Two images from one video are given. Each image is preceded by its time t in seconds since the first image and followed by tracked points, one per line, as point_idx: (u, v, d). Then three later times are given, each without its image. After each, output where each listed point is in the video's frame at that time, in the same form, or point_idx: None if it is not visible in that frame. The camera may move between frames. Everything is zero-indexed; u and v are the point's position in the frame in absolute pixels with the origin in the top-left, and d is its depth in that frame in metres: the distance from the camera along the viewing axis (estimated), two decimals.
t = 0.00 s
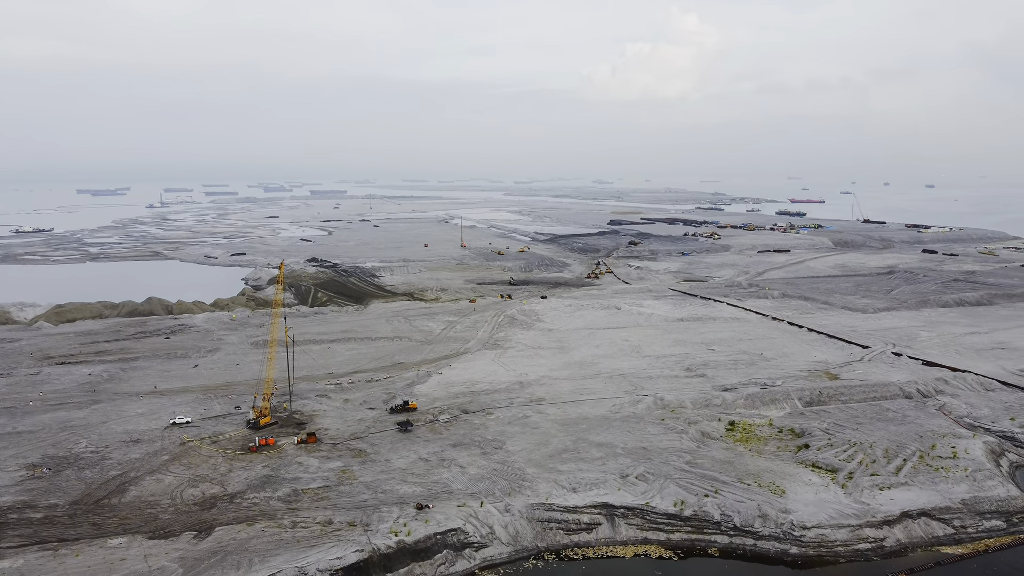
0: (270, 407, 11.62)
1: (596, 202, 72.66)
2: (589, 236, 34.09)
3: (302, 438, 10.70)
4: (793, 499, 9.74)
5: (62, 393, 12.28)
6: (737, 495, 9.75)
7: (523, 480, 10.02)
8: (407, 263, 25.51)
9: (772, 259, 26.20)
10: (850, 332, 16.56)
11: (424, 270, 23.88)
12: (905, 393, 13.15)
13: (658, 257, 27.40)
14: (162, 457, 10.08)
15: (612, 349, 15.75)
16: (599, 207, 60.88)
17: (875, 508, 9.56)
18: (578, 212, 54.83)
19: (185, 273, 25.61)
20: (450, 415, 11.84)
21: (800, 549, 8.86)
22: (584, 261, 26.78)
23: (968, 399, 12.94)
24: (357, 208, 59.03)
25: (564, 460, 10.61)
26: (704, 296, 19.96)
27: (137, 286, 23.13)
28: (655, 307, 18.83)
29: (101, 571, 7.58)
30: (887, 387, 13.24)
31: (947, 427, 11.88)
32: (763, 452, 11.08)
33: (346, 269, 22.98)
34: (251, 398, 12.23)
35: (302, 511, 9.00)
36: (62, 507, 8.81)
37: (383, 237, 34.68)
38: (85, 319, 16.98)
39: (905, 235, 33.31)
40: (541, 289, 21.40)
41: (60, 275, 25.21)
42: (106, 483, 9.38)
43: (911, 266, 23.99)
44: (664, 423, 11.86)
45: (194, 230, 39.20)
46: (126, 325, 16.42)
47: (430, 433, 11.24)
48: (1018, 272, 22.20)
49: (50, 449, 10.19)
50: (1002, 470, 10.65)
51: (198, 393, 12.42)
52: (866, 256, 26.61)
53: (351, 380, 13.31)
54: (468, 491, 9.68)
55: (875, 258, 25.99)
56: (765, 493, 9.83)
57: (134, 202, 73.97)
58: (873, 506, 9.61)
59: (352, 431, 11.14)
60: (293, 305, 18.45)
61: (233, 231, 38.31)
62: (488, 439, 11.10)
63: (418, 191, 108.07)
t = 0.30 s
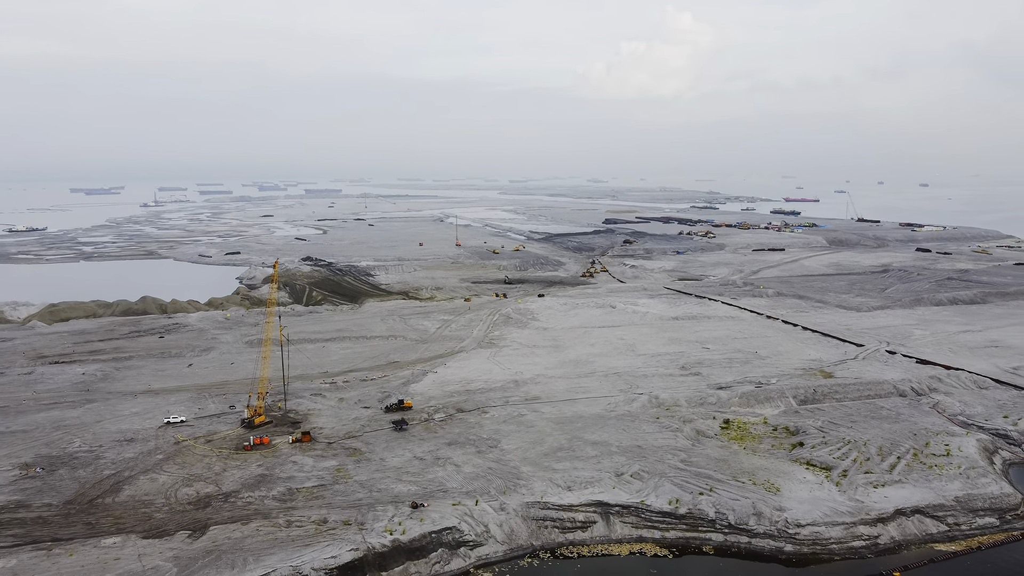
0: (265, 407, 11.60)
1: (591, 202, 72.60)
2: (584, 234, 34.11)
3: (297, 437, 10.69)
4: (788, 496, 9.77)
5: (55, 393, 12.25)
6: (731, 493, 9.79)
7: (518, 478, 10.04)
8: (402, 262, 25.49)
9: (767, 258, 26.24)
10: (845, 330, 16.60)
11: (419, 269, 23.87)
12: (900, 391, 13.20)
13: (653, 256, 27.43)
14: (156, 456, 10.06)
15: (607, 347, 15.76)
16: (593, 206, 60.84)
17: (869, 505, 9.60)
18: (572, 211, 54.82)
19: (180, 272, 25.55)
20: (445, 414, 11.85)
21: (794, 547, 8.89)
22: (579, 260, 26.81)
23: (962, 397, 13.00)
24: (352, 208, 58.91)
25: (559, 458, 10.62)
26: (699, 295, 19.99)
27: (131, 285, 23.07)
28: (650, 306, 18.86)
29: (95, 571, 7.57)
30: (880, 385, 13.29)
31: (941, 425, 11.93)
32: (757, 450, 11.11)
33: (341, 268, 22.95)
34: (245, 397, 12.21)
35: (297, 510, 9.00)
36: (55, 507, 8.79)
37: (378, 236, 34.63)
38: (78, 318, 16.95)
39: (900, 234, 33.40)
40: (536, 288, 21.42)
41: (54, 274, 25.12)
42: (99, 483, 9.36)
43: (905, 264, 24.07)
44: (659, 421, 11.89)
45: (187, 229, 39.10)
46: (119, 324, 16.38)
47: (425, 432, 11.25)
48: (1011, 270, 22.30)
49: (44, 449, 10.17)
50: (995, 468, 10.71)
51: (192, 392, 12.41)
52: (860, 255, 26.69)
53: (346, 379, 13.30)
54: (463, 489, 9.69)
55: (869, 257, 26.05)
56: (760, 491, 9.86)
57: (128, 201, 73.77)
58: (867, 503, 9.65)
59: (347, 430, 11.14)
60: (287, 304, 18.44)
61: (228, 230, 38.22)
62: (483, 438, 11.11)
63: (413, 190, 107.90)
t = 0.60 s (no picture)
0: (253, 407, 11.57)
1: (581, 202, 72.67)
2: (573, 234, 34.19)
3: (285, 437, 10.67)
4: (776, 494, 9.84)
5: (41, 394, 12.17)
6: (720, 491, 9.84)
7: (508, 477, 10.06)
8: (391, 261, 25.47)
9: (755, 257, 26.38)
10: (832, 329, 16.72)
11: (408, 269, 23.86)
12: (887, 389, 13.30)
13: (641, 255, 27.53)
14: (143, 458, 10.02)
15: (596, 347, 15.80)
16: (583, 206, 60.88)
17: (857, 503, 9.68)
18: (562, 211, 54.95)
19: (167, 272, 25.42)
20: (434, 414, 11.85)
21: (782, 544, 8.95)
22: (568, 260, 26.86)
23: (948, 395, 13.13)
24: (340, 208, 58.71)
25: (548, 457, 10.65)
26: (688, 294, 20.07)
27: (118, 286, 22.93)
28: (639, 305, 18.92)
29: (81, 573, 7.54)
30: (867, 383, 13.39)
31: (927, 423, 12.04)
32: (746, 448, 11.18)
33: (330, 268, 22.90)
34: (233, 397, 12.18)
35: (286, 510, 8.99)
36: (41, 509, 8.74)
37: (367, 236, 34.57)
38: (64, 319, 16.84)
39: (886, 233, 33.66)
40: (525, 288, 21.45)
41: (39, 275, 24.92)
42: (86, 484, 9.31)
43: (891, 263, 24.27)
44: (648, 420, 11.94)
45: (175, 230, 38.90)
46: (106, 325, 16.28)
47: (414, 432, 11.24)
48: (995, 269, 22.52)
49: (29, 451, 10.10)
50: (981, 465, 10.82)
51: (180, 393, 12.35)
52: (847, 254, 26.89)
53: (335, 379, 13.28)
54: (452, 489, 9.70)
55: (856, 256, 26.24)
56: (748, 489, 9.93)
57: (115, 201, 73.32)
58: (854, 501, 9.73)
59: (336, 431, 11.13)
60: (276, 304, 18.40)
61: (215, 231, 38.04)
62: (473, 437, 11.12)
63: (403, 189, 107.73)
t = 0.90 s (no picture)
0: (240, 408, 11.53)
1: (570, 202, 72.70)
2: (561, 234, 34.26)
3: (272, 438, 10.65)
4: (763, 492, 9.91)
5: (24, 396, 12.08)
6: (707, 489, 9.90)
7: (496, 477, 10.08)
8: (378, 262, 25.43)
9: (742, 257, 26.54)
10: (818, 328, 16.84)
11: (396, 269, 23.85)
12: (872, 387, 13.42)
13: (629, 255, 27.62)
14: (129, 459, 9.98)
15: (584, 346, 15.85)
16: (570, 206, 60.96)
17: (843, 500, 9.76)
18: (549, 211, 55.00)
19: (153, 273, 25.30)
20: (422, 414, 11.85)
21: (770, 542, 9.00)
22: (556, 260, 26.93)
23: (933, 393, 13.26)
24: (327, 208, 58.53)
25: (537, 457, 10.68)
26: (674, 294, 20.17)
27: (102, 286, 22.79)
28: (626, 304, 18.99)
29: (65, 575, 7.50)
30: (853, 381, 13.50)
31: (913, 420, 12.16)
32: (733, 446, 11.25)
33: (317, 268, 22.85)
34: (220, 398, 12.14)
35: (273, 511, 8.97)
36: (24, 511, 8.68)
37: (354, 236, 34.49)
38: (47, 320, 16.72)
39: (872, 233, 33.92)
40: (512, 287, 21.48)
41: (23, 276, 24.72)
42: (70, 486, 9.26)
43: (877, 262, 24.48)
44: (636, 419, 11.99)
45: (160, 230, 38.67)
46: (90, 326, 16.18)
47: (402, 432, 11.24)
48: (978, 268, 22.77)
49: (13, 453, 10.03)
50: (965, 462, 10.94)
51: (166, 394, 12.30)
52: (833, 253, 27.10)
53: (322, 379, 13.26)
54: (440, 489, 9.71)
55: (842, 255, 26.45)
56: (736, 487, 9.99)
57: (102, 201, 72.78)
58: (841, 498, 9.81)
59: (323, 431, 11.11)
60: (263, 305, 18.36)
61: (202, 231, 37.87)
62: (460, 437, 11.13)
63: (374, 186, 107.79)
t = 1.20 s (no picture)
0: (226, 408, 11.50)
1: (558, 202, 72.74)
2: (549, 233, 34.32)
3: (259, 438, 10.62)
4: (750, 490, 9.97)
5: (8, 397, 11.99)
6: (695, 488, 9.96)
7: (484, 476, 10.09)
8: (366, 262, 25.38)
9: (729, 256, 26.69)
10: (805, 326, 16.96)
11: (383, 269, 23.83)
12: (858, 384, 13.53)
13: (616, 254, 27.70)
14: (114, 460, 9.93)
15: (572, 345, 15.89)
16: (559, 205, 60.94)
17: (830, 497, 9.84)
18: (537, 211, 55.06)
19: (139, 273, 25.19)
20: (410, 414, 11.85)
21: (756, 539, 9.07)
22: (543, 259, 27.03)
23: (918, 390, 13.39)
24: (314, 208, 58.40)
25: (525, 456, 10.71)
26: (662, 293, 20.26)
27: (87, 287, 22.68)
28: (614, 303, 19.06)
29: None
30: (839, 379, 13.61)
31: (898, 417, 12.28)
32: (720, 444, 11.32)
33: (304, 269, 22.79)
34: (206, 399, 12.10)
35: (260, 512, 8.94)
36: (7, 514, 8.62)
37: (341, 236, 34.42)
38: (31, 321, 16.60)
39: (858, 232, 34.16)
40: (500, 287, 21.51)
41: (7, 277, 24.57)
42: (54, 488, 9.20)
43: (862, 261, 24.68)
44: (624, 417, 12.04)
45: (146, 230, 38.44)
46: (75, 326, 16.08)
47: (389, 431, 11.24)
48: (962, 267, 23.01)
49: None
50: (949, 458, 11.06)
51: (152, 395, 12.24)
52: (820, 252, 27.29)
53: (309, 380, 13.24)
54: (428, 488, 9.72)
55: (828, 254, 26.65)
56: (723, 485, 10.05)
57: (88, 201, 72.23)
58: (827, 495, 9.89)
59: (310, 431, 11.09)
60: (250, 305, 18.30)
61: (188, 231, 37.74)
62: (449, 437, 11.14)
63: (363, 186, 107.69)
